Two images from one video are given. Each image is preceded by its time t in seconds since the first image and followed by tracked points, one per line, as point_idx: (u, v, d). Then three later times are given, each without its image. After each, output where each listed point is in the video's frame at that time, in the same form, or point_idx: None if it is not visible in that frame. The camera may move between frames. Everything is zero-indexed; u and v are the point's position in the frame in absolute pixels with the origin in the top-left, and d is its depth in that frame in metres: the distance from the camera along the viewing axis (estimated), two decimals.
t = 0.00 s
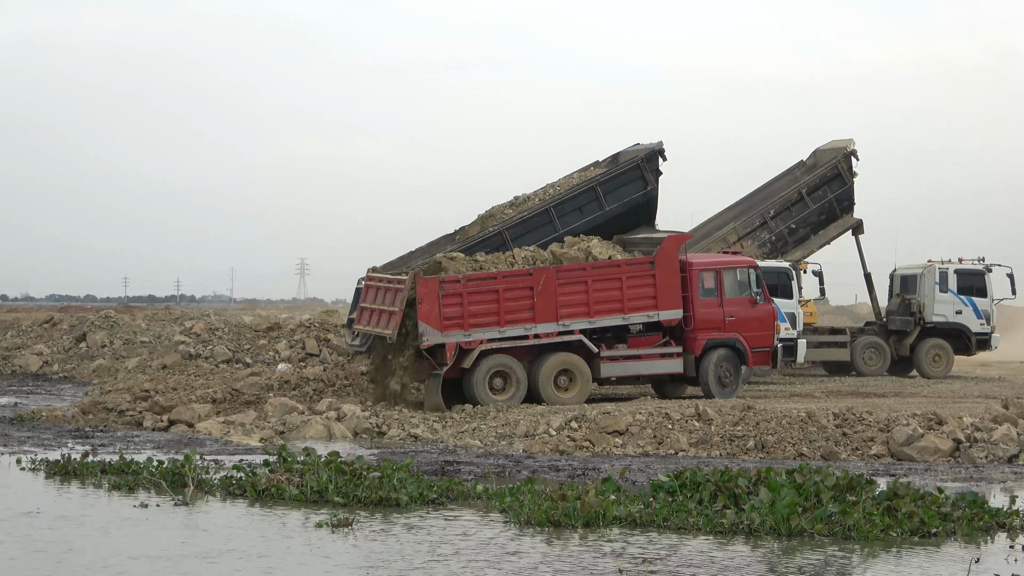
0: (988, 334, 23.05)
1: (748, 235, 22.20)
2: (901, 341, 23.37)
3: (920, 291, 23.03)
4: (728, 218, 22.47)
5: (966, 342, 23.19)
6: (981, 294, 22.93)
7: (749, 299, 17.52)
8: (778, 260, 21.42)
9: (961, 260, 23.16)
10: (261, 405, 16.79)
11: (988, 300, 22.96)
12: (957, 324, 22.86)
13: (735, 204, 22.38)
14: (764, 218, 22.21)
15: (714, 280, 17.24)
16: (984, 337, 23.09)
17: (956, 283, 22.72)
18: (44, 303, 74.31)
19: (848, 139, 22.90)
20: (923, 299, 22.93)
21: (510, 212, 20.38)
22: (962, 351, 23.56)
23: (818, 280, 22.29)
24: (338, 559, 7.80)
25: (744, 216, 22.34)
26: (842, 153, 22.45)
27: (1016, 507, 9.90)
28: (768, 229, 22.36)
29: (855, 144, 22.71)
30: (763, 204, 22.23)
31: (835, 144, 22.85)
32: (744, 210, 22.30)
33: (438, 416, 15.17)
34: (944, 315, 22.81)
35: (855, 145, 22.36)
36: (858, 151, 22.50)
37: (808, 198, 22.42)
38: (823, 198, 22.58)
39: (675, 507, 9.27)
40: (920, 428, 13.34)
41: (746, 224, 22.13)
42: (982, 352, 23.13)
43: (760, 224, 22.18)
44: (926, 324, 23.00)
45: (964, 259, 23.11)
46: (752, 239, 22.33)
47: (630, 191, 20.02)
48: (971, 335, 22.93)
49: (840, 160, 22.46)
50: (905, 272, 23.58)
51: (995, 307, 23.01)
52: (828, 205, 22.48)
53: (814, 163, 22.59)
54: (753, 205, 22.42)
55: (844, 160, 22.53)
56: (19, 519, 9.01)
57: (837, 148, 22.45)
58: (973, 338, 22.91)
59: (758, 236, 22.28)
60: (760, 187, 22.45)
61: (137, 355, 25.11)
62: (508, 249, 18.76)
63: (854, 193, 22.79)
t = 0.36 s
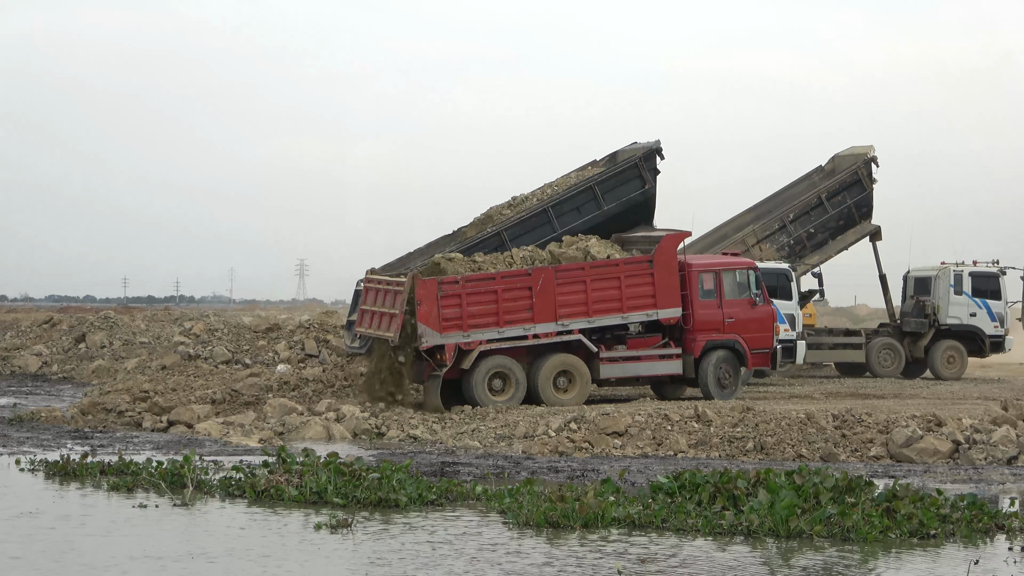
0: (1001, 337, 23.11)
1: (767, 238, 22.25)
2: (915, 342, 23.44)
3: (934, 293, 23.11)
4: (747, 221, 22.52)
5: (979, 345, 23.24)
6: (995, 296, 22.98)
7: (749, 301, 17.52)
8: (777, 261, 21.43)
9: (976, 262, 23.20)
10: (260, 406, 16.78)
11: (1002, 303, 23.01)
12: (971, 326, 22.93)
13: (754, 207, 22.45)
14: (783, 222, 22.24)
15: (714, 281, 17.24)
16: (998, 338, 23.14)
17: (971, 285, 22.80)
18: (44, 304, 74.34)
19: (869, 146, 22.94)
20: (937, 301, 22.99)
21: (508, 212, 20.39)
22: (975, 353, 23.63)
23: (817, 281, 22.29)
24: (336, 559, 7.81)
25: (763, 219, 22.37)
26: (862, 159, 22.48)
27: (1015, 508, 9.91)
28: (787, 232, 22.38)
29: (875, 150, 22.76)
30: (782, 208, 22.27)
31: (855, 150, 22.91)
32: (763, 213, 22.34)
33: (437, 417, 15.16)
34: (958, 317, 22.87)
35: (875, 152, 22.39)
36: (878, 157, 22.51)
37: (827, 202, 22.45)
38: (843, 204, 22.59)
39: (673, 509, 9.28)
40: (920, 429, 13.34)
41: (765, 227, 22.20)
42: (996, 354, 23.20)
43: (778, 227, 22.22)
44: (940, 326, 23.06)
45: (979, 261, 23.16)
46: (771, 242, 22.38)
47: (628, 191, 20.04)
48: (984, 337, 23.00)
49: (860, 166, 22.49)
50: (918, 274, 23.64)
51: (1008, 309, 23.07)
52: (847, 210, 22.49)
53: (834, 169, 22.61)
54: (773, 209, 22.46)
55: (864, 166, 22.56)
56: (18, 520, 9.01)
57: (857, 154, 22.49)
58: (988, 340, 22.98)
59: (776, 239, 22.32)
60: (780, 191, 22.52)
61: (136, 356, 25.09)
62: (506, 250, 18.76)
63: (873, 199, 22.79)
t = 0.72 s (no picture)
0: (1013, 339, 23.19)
1: (782, 241, 22.29)
2: (927, 344, 23.53)
3: (946, 295, 23.15)
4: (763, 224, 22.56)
5: (991, 346, 23.35)
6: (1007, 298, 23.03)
7: (748, 302, 17.52)
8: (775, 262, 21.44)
9: (988, 263, 23.21)
10: (259, 407, 16.78)
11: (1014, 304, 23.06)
12: (982, 328, 23.03)
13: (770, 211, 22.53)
14: (798, 226, 22.30)
15: (713, 283, 17.24)
16: (1009, 340, 23.23)
17: (982, 287, 22.82)
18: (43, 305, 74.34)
19: (884, 153, 23.02)
20: (949, 303, 23.05)
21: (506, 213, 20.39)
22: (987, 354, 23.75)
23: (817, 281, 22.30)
24: (335, 560, 7.83)
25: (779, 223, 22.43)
26: (878, 165, 22.55)
27: (1015, 510, 9.91)
28: (802, 236, 22.43)
29: (891, 157, 22.84)
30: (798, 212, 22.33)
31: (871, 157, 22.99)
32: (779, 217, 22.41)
33: (436, 419, 15.16)
34: (970, 319, 22.95)
35: (890, 158, 22.47)
36: (894, 164, 22.56)
37: (843, 207, 22.50)
38: (858, 209, 22.64)
39: (672, 510, 9.28)
40: (919, 431, 13.35)
41: (780, 230, 22.25)
42: (1007, 356, 23.30)
43: (794, 231, 22.27)
44: (952, 327, 23.13)
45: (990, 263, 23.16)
46: (786, 246, 22.42)
47: (626, 190, 20.04)
48: (996, 338, 23.10)
49: (875, 172, 22.56)
50: (929, 275, 23.67)
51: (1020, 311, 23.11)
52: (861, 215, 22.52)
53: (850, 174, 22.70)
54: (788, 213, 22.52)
55: (879, 172, 22.63)
56: (16, 521, 9.01)
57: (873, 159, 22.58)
58: (999, 341, 23.08)
59: (792, 243, 22.37)
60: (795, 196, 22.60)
61: (135, 357, 25.08)
62: (505, 250, 18.77)
63: (888, 206, 22.83)
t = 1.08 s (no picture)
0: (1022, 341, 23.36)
1: (795, 244, 22.27)
2: (936, 346, 23.64)
3: (955, 297, 23.32)
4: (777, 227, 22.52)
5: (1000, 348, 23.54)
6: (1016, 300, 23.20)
7: (747, 303, 17.52)
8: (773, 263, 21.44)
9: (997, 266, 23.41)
10: (258, 407, 16.78)
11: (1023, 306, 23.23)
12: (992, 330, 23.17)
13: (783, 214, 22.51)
14: (812, 229, 22.28)
15: (711, 284, 17.24)
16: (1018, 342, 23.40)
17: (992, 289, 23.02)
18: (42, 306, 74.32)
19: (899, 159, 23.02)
20: (958, 306, 23.19)
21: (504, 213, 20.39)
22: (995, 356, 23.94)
23: (814, 285, 22.30)
24: (333, 561, 7.83)
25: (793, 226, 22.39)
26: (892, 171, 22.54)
27: (1014, 512, 9.91)
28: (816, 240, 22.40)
29: (905, 164, 22.86)
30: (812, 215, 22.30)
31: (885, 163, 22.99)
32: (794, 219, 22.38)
33: (435, 420, 15.15)
34: (980, 321, 23.10)
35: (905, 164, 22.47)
36: (907, 170, 22.57)
37: (856, 212, 22.49)
38: (871, 215, 22.63)
39: (671, 512, 9.28)
40: (917, 433, 13.35)
41: (794, 233, 22.23)
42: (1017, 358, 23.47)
43: (807, 234, 22.26)
44: (962, 329, 23.29)
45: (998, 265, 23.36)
46: (799, 249, 22.40)
47: (623, 189, 20.03)
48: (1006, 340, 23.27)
49: (889, 178, 22.55)
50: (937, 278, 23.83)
51: None
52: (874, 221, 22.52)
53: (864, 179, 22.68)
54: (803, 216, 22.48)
55: (893, 178, 22.63)
56: (14, 521, 9.01)
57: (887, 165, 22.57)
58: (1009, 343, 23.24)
59: (805, 246, 22.34)
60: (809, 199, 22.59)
61: (134, 358, 25.07)
62: (502, 251, 18.78)
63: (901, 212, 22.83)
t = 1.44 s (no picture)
0: None
1: (809, 247, 22.28)
2: (946, 347, 23.69)
3: (964, 300, 23.20)
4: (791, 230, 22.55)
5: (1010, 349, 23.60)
6: None
7: (746, 305, 17.52)
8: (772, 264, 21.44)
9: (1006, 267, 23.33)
10: (257, 408, 16.76)
11: None
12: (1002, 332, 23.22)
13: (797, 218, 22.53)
14: (826, 233, 22.30)
15: (710, 285, 17.24)
16: None
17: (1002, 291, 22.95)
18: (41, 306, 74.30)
19: (914, 166, 23.07)
20: (968, 308, 23.09)
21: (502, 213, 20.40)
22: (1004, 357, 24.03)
23: (815, 289, 22.23)
24: (331, 562, 7.83)
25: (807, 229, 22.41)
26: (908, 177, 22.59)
27: (1013, 512, 9.91)
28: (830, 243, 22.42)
29: (920, 171, 22.91)
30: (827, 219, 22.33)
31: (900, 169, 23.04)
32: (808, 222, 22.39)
33: (434, 421, 15.14)
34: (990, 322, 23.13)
35: (921, 171, 22.51)
36: (923, 176, 22.60)
37: (871, 218, 22.54)
38: (886, 220, 22.68)
39: (670, 513, 9.27)
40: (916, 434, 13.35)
41: (808, 237, 22.25)
42: None
43: (822, 238, 22.26)
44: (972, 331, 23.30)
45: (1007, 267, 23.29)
46: (812, 252, 22.41)
47: (620, 189, 20.03)
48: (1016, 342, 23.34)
49: (905, 184, 22.59)
50: (946, 279, 23.66)
51: None
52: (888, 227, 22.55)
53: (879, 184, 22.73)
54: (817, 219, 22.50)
55: (908, 185, 22.68)
56: (14, 522, 9.02)
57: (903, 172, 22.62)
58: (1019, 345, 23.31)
59: (818, 250, 22.35)
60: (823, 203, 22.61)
61: (133, 359, 25.06)
62: (500, 251, 18.78)
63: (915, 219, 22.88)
